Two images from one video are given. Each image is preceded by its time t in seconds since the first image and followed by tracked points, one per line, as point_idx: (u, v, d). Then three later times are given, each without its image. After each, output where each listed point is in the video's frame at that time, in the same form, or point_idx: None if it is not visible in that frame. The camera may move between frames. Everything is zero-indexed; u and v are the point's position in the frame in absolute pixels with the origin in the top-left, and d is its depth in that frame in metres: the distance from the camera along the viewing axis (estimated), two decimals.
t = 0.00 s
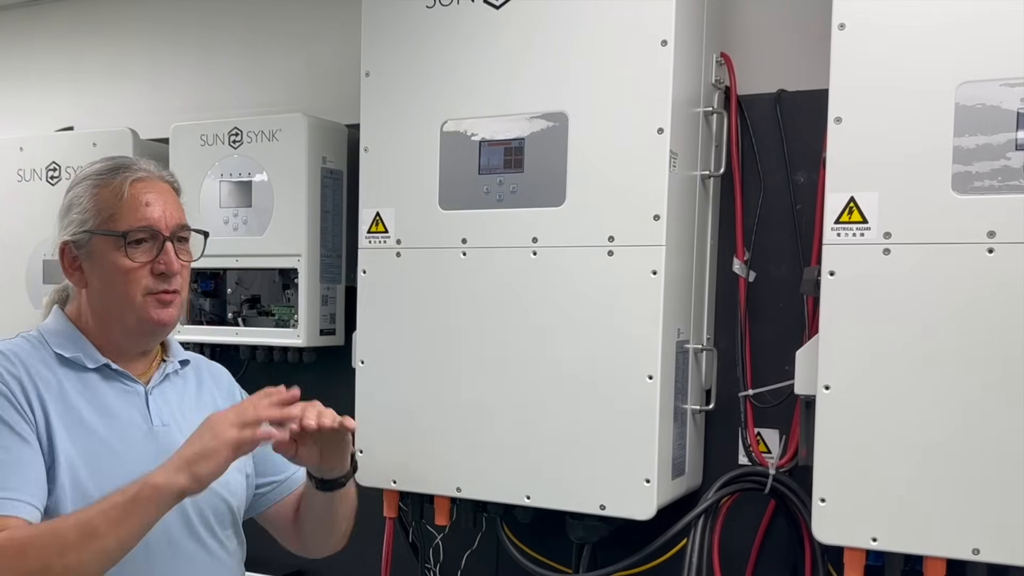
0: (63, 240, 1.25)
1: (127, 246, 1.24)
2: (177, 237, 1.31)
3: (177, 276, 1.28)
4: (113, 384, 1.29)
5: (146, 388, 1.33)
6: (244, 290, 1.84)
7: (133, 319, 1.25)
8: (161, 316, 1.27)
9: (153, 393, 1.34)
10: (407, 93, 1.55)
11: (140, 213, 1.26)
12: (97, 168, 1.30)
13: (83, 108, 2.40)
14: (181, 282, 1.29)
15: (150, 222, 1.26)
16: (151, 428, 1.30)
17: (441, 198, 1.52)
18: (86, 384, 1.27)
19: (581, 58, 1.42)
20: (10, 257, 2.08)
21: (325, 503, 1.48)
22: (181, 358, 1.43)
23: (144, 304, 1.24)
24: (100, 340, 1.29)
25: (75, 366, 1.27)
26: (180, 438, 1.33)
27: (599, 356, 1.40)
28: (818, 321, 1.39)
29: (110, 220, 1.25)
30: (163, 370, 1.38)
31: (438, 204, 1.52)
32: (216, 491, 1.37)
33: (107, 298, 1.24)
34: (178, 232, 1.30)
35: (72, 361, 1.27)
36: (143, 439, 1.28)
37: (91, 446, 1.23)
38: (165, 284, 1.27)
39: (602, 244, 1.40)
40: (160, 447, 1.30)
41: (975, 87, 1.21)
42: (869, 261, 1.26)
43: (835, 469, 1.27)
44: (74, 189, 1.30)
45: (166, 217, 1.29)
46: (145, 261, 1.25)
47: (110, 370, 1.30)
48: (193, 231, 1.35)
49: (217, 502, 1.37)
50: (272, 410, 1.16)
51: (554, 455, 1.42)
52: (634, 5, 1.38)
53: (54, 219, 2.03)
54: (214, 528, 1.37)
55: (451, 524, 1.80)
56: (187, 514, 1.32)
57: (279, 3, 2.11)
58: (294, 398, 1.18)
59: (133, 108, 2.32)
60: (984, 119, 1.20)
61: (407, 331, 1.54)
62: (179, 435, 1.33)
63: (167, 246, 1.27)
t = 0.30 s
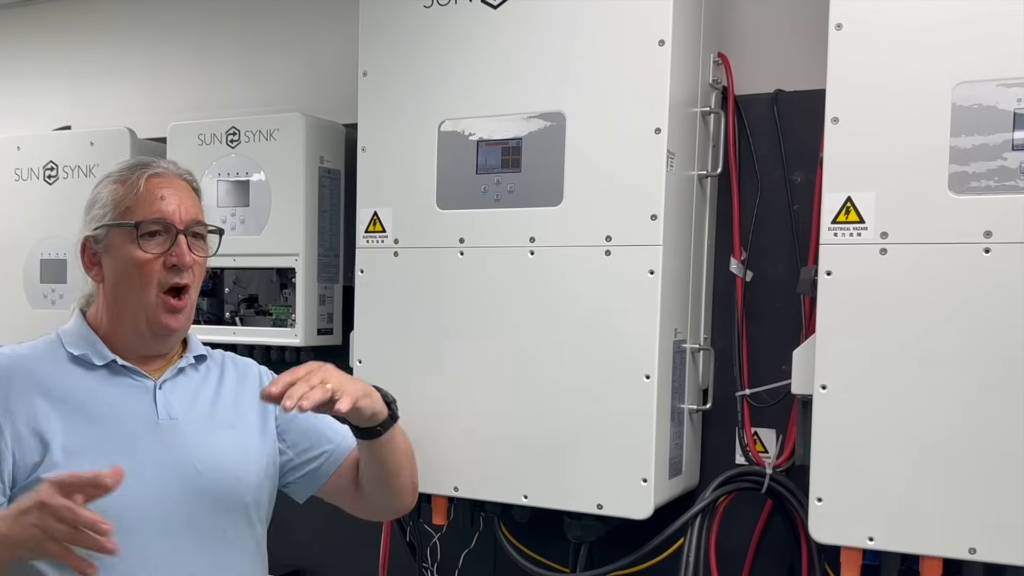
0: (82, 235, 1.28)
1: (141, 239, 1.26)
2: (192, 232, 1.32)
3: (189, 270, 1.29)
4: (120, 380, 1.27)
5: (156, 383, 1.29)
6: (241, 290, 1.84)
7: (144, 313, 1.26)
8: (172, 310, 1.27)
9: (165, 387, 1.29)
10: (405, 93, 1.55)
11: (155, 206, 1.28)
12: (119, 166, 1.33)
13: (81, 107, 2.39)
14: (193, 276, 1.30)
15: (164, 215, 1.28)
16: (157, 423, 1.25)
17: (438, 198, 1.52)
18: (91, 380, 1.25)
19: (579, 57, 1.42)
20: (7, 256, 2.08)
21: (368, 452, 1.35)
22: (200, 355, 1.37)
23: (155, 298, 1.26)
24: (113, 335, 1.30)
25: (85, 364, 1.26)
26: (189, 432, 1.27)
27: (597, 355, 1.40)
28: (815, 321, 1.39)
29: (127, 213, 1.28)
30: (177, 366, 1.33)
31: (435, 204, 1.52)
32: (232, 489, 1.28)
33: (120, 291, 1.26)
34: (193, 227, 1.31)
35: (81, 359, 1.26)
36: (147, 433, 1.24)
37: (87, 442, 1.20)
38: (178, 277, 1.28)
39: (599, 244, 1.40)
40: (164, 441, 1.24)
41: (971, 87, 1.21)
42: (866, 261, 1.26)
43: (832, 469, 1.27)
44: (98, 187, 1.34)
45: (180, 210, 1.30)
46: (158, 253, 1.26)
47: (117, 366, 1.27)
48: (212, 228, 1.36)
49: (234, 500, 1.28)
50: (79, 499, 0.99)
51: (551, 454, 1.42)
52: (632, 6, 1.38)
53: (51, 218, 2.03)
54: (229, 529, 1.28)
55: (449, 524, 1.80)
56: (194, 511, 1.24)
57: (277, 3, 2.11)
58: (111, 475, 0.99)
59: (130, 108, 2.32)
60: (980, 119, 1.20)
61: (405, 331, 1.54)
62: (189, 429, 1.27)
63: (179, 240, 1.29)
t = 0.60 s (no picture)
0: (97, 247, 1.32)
1: (135, 232, 1.27)
2: (187, 218, 1.29)
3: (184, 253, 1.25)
4: (143, 377, 1.26)
5: (180, 382, 1.28)
6: (239, 289, 1.83)
7: (148, 303, 1.24)
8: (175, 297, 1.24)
9: (188, 386, 1.28)
10: (403, 92, 1.55)
11: (142, 198, 1.28)
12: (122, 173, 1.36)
13: (79, 106, 2.40)
14: (192, 260, 1.26)
15: (153, 204, 1.27)
16: (176, 421, 1.24)
17: (436, 197, 1.52)
18: (114, 377, 1.25)
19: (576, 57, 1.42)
20: (5, 255, 2.08)
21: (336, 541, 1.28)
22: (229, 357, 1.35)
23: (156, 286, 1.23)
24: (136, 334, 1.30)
25: (112, 362, 1.27)
26: (209, 432, 1.25)
27: (594, 355, 1.40)
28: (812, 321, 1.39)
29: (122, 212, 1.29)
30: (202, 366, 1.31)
31: (433, 204, 1.52)
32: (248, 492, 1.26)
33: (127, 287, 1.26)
34: (186, 211, 1.29)
35: (109, 357, 1.27)
36: (164, 430, 1.22)
37: (104, 436, 1.19)
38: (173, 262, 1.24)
39: (597, 243, 1.40)
40: (182, 439, 1.23)
41: (969, 87, 1.21)
42: (862, 261, 1.26)
43: (829, 468, 1.27)
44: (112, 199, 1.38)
45: (169, 197, 1.29)
46: (151, 241, 1.25)
47: (142, 363, 1.27)
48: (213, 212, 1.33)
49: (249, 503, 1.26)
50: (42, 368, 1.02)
51: (549, 453, 1.43)
52: (630, 6, 1.38)
53: (49, 217, 2.03)
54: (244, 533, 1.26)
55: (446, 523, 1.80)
56: (207, 511, 1.22)
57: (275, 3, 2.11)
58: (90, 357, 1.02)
59: (128, 107, 2.32)
60: (977, 119, 1.21)
61: (403, 330, 1.54)
62: (210, 429, 1.25)
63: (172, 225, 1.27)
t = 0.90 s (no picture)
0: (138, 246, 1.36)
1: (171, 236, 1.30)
2: (222, 226, 1.31)
3: (212, 260, 1.27)
4: (168, 380, 1.29)
5: (203, 386, 1.29)
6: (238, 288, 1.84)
7: (172, 305, 1.27)
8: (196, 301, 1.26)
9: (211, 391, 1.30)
10: (401, 91, 1.55)
11: (181, 203, 1.31)
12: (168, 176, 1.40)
13: (77, 106, 2.39)
14: (220, 267, 1.28)
15: (190, 209, 1.30)
16: (196, 425, 1.26)
17: (434, 197, 1.52)
18: (140, 380, 1.28)
19: (574, 56, 1.42)
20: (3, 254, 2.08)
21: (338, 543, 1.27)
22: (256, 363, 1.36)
23: (181, 288, 1.26)
24: (164, 335, 1.33)
25: (140, 364, 1.30)
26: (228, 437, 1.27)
27: (593, 354, 1.40)
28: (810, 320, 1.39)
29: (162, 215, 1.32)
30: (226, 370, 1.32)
31: (431, 203, 1.52)
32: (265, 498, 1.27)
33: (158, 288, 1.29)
34: (221, 218, 1.31)
35: (136, 359, 1.30)
36: (184, 434, 1.25)
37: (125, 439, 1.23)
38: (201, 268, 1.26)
39: (595, 243, 1.40)
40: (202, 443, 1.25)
41: (966, 87, 1.21)
42: (860, 260, 1.26)
43: (827, 467, 1.27)
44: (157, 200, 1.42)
45: (206, 203, 1.31)
46: (183, 246, 1.28)
47: (168, 367, 1.29)
48: (250, 223, 1.35)
49: (265, 509, 1.27)
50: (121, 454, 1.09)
51: (548, 453, 1.43)
52: (628, 6, 1.38)
53: (47, 216, 2.03)
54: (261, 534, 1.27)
55: (444, 522, 1.80)
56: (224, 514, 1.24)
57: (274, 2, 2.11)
58: (134, 404, 1.09)
59: (126, 106, 2.32)
60: (975, 118, 1.21)
61: (401, 329, 1.54)
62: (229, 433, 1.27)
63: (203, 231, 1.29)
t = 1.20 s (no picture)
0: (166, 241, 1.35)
1: (199, 236, 1.28)
2: (252, 230, 1.30)
3: (240, 265, 1.26)
4: (186, 380, 1.27)
5: (220, 387, 1.28)
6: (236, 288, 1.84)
7: (196, 306, 1.26)
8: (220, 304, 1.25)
9: (228, 394, 1.27)
10: (400, 91, 1.55)
11: (212, 203, 1.29)
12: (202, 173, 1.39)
13: (75, 105, 2.39)
14: (247, 271, 1.27)
15: (220, 210, 1.29)
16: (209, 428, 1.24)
17: (433, 197, 1.52)
18: (158, 379, 1.27)
19: (573, 56, 1.42)
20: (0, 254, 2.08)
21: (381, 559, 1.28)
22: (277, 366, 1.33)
23: (206, 290, 1.24)
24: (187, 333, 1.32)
25: (160, 363, 1.29)
26: (241, 441, 1.24)
27: (591, 353, 1.40)
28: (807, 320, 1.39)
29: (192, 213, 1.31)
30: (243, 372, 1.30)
31: (429, 203, 1.52)
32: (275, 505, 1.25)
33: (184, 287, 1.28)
34: (251, 222, 1.30)
35: (157, 358, 1.29)
36: (196, 437, 1.23)
37: (138, 439, 1.22)
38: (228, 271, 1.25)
39: (593, 242, 1.40)
40: (213, 447, 1.23)
41: (964, 86, 1.21)
42: (857, 260, 1.27)
43: (825, 466, 1.27)
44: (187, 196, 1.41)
45: (237, 206, 1.29)
46: (211, 247, 1.26)
47: (187, 367, 1.28)
48: (278, 228, 1.33)
49: (274, 516, 1.25)
50: None
51: (546, 452, 1.43)
52: (626, 6, 1.38)
53: (45, 216, 2.03)
54: (268, 541, 1.25)
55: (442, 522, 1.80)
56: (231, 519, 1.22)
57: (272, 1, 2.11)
58: None
59: (125, 106, 2.32)
60: (972, 118, 1.21)
61: (400, 329, 1.54)
62: (243, 437, 1.25)
63: (232, 234, 1.27)
